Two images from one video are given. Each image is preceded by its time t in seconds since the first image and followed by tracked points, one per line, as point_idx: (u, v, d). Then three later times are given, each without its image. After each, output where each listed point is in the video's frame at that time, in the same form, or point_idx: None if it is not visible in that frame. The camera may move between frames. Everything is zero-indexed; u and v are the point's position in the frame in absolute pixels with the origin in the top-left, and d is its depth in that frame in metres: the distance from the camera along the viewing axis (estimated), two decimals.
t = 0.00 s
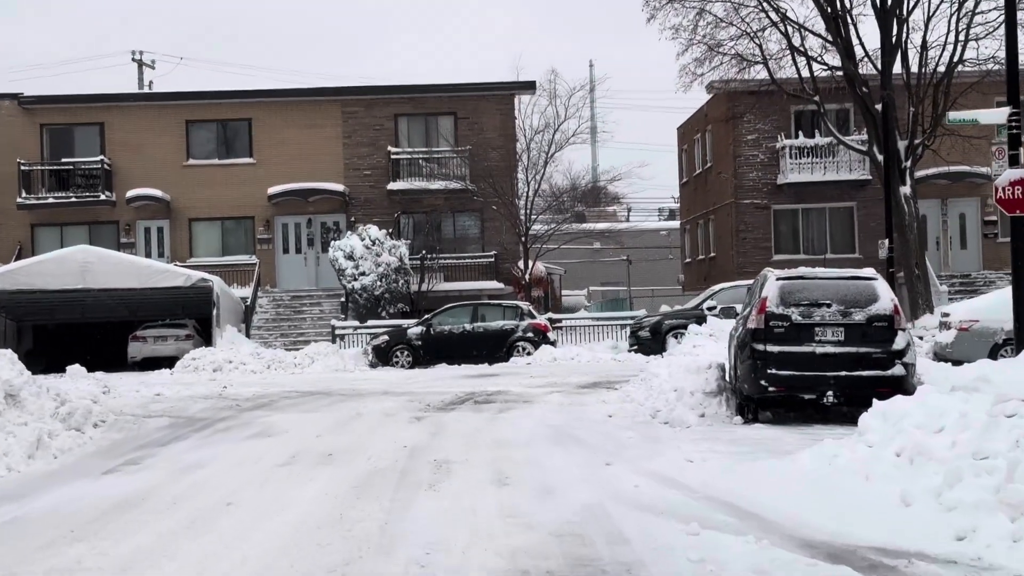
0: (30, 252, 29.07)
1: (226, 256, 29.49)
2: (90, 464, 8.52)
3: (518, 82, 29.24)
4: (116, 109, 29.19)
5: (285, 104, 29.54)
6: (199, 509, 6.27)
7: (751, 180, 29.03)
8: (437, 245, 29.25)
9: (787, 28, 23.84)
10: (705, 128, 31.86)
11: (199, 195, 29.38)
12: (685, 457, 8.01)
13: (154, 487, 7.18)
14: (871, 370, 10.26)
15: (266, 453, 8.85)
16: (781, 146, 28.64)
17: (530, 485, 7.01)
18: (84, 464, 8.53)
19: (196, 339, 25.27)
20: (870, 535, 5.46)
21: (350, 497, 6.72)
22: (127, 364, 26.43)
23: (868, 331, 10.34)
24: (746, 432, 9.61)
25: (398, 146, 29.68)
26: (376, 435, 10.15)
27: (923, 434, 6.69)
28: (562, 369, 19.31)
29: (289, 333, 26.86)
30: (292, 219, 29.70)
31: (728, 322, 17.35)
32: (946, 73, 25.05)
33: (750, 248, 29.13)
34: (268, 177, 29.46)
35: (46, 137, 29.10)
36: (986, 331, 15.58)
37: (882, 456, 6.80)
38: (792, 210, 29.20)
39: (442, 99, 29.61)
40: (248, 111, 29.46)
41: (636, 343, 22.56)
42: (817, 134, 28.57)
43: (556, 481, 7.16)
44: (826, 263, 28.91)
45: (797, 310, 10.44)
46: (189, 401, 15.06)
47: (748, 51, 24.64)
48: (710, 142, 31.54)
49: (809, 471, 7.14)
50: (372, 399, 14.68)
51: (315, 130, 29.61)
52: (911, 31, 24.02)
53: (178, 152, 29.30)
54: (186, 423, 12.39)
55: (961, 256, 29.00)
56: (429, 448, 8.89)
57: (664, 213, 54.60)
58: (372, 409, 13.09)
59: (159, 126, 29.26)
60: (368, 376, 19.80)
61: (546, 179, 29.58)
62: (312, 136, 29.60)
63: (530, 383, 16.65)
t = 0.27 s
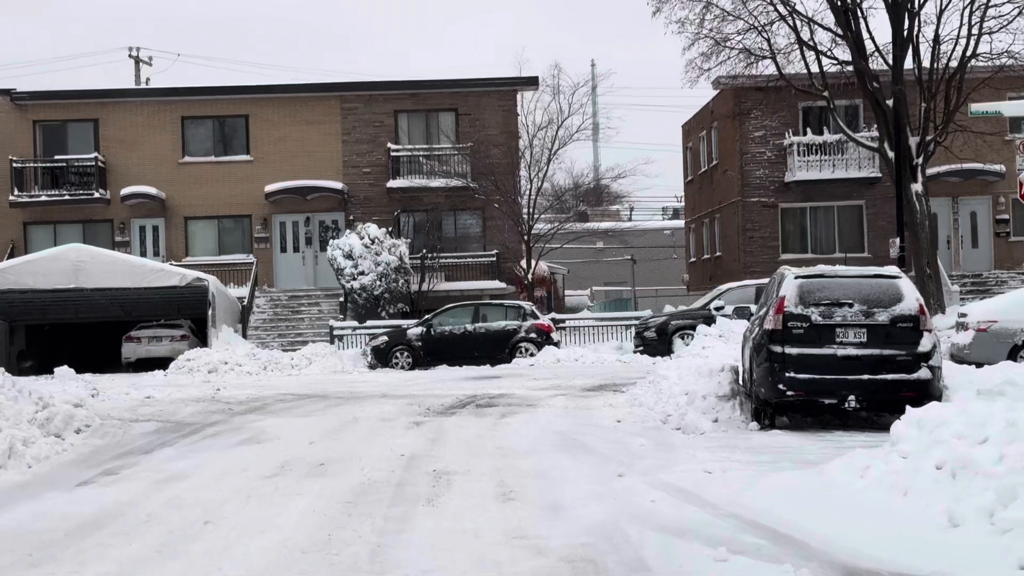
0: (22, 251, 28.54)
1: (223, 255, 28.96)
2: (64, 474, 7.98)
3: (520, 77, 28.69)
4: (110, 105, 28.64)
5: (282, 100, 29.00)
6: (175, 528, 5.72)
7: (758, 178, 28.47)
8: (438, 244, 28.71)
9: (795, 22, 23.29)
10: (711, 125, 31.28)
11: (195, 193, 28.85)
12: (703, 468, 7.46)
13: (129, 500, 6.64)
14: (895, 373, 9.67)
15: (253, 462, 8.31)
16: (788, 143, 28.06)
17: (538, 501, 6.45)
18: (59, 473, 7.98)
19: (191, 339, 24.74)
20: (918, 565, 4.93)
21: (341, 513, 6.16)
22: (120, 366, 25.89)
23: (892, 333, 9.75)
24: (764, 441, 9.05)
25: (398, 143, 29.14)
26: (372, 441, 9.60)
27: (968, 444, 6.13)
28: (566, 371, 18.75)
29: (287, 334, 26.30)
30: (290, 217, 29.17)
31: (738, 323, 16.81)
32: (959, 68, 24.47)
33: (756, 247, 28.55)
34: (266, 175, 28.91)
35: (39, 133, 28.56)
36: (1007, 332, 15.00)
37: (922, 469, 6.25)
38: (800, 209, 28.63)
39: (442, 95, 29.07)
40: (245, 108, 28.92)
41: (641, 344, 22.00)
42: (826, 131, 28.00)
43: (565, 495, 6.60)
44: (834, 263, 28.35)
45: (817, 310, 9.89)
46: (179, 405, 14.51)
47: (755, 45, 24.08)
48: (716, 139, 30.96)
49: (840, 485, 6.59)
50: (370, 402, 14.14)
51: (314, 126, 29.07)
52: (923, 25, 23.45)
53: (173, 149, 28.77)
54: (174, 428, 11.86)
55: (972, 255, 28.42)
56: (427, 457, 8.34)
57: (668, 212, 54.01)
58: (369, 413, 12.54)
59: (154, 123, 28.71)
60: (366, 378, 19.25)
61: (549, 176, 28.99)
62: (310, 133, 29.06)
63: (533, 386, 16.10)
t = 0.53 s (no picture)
0: (15, 248, 27.96)
1: (220, 254, 28.38)
2: (33, 486, 7.37)
3: (524, 72, 28.06)
4: (106, 100, 28.08)
5: (281, 95, 28.39)
6: (144, 553, 5.11)
7: (767, 174, 27.82)
8: (440, 242, 28.09)
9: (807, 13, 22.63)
10: (719, 121, 30.62)
11: (192, 190, 28.26)
12: (728, 483, 6.83)
13: (98, 519, 6.03)
14: (928, 378, 9.06)
15: (239, 473, 7.71)
16: (798, 139, 27.42)
17: (549, 520, 5.84)
18: (27, 486, 7.37)
19: (187, 340, 24.15)
20: None
21: (331, 534, 5.56)
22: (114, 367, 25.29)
23: (924, 334, 9.13)
24: (790, 450, 8.41)
25: (399, 138, 28.52)
26: (368, 449, 8.97)
27: None
28: (572, 373, 18.13)
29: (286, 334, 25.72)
30: (289, 215, 28.58)
31: (752, 323, 16.17)
32: (975, 61, 23.80)
33: (766, 246, 27.90)
34: (264, 171, 28.32)
35: (33, 129, 27.99)
36: None
37: (978, 487, 5.64)
38: (810, 206, 27.97)
39: (445, 90, 28.45)
40: (243, 103, 28.32)
41: (649, 345, 21.37)
42: (837, 126, 27.34)
43: (579, 514, 5.98)
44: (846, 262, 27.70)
45: (844, 309, 9.25)
46: (169, 408, 13.90)
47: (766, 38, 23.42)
48: (724, 135, 30.30)
49: (885, 503, 5.97)
50: (368, 406, 13.52)
51: (314, 122, 28.46)
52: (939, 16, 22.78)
53: (170, 145, 28.20)
54: (161, 433, 11.26)
55: (986, 253, 27.77)
56: (427, 468, 7.71)
57: (674, 211, 53.39)
58: (366, 418, 11.92)
59: (151, 118, 28.14)
60: (366, 380, 18.65)
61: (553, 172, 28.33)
62: (309, 128, 28.44)
63: (539, 388, 15.48)
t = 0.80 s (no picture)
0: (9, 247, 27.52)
1: (217, 252, 27.92)
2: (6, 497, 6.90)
3: (526, 67, 27.59)
4: (101, 96, 27.65)
5: (279, 90, 27.94)
6: None
7: (774, 172, 27.29)
8: (441, 241, 27.63)
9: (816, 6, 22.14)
10: (725, 118, 30.11)
11: (189, 187, 27.81)
12: (750, 496, 6.36)
13: (69, 536, 5.57)
14: (955, 381, 8.56)
15: (227, 483, 7.24)
16: (806, 135, 26.91)
17: (558, 538, 5.37)
18: None
19: (184, 340, 23.70)
20: None
21: (321, 554, 5.09)
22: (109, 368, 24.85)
23: (952, 334, 8.64)
24: (812, 458, 7.94)
25: (399, 135, 28.05)
26: (365, 457, 8.51)
27: None
28: (577, 374, 17.65)
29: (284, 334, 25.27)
30: (288, 213, 28.11)
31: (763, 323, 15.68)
32: (988, 56, 23.31)
33: (772, 245, 27.39)
34: (262, 168, 27.87)
35: (27, 125, 27.56)
36: None
37: None
38: (818, 204, 27.45)
39: (446, 86, 27.99)
40: (241, 98, 27.87)
41: (655, 346, 20.87)
42: (845, 123, 26.82)
43: (591, 531, 5.52)
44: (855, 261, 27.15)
45: (866, 309, 8.76)
46: (160, 411, 13.44)
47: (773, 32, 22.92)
48: (730, 132, 29.78)
49: (923, 520, 5.51)
50: (366, 409, 13.05)
51: (313, 118, 28.00)
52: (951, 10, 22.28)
53: (166, 141, 27.75)
54: (149, 437, 10.80)
55: (997, 252, 27.27)
56: (427, 478, 7.25)
57: (677, 209, 52.93)
58: (364, 421, 11.45)
59: (147, 114, 27.73)
60: (365, 381, 18.18)
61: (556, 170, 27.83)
62: (308, 125, 27.99)
63: (543, 391, 14.99)
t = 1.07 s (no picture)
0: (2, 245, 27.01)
1: (214, 251, 27.40)
2: None
3: (529, 62, 27.04)
4: (96, 91, 27.16)
5: (278, 86, 27.43)
6: None
7: (783, 169, 26.69)
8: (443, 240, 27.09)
9: None
10: (732, 114, 29.54)
11: (185, 184, 27.30)
12: (778, 514, 5.81)
13: (27, 561, 5.01)
14: (992, 386, 7.99)
15: (209, 496, 6.70)
16: (815, 131, 26.31)
17: (570, 565, 4.82)
18: None
19: (179, 340, 23.18)
20: None
21: None
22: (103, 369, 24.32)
23: (987, 336, 8.06)
24: (839, 470, 7.39)
25: (400, 131, 27.51)
26: (360, 466, 7.97)
27: None
28: (582, 376, 17.11)
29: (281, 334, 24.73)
30: (286, 211, 27.55)
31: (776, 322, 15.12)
32: (1003, 50, 22.73)
33: (781, 243, 26.79)
34: (260, 165, 27.34)
35: (20, 121, 27.07)
36: None
37: None
38: (827, 202, 26.83)
39: (448, 81, 27.46)
40: (238, 94, 27.36)
41: (662, 347, 20.29)
42: (856, 119, 26.24)
43: (606, 556, 4.97)
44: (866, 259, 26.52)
45: (895, 308, 8.19)
46: (148, 415, 12.91)
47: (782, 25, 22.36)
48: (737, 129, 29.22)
49: (975, 545, 4.96)
50: (364, 413, 12.49)
51: (312, 114, 27.48)
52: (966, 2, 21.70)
53: (162, 137, 27.25)
54: (133, 444, 10.25)
55: (1010, 251, 26.69)
56: (425, 491, 6.71)
57: (682, 208, 52.40)
58: (361, 426, 10.91)
59: (143, 110, 27.23)
60: (363, 383, 17.64)
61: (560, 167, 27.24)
62: (307, 121, 27.47)
63: (548, 394, 14.43)
